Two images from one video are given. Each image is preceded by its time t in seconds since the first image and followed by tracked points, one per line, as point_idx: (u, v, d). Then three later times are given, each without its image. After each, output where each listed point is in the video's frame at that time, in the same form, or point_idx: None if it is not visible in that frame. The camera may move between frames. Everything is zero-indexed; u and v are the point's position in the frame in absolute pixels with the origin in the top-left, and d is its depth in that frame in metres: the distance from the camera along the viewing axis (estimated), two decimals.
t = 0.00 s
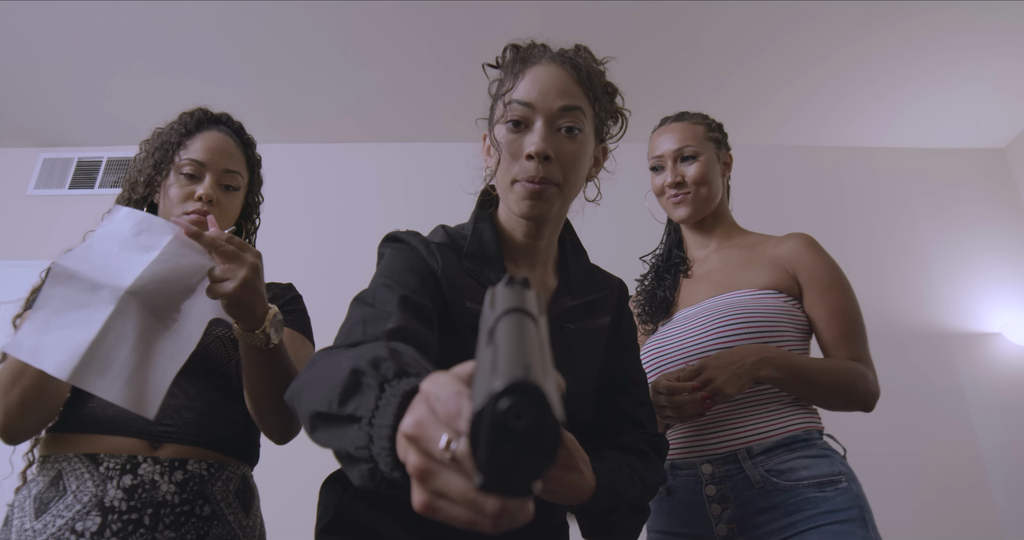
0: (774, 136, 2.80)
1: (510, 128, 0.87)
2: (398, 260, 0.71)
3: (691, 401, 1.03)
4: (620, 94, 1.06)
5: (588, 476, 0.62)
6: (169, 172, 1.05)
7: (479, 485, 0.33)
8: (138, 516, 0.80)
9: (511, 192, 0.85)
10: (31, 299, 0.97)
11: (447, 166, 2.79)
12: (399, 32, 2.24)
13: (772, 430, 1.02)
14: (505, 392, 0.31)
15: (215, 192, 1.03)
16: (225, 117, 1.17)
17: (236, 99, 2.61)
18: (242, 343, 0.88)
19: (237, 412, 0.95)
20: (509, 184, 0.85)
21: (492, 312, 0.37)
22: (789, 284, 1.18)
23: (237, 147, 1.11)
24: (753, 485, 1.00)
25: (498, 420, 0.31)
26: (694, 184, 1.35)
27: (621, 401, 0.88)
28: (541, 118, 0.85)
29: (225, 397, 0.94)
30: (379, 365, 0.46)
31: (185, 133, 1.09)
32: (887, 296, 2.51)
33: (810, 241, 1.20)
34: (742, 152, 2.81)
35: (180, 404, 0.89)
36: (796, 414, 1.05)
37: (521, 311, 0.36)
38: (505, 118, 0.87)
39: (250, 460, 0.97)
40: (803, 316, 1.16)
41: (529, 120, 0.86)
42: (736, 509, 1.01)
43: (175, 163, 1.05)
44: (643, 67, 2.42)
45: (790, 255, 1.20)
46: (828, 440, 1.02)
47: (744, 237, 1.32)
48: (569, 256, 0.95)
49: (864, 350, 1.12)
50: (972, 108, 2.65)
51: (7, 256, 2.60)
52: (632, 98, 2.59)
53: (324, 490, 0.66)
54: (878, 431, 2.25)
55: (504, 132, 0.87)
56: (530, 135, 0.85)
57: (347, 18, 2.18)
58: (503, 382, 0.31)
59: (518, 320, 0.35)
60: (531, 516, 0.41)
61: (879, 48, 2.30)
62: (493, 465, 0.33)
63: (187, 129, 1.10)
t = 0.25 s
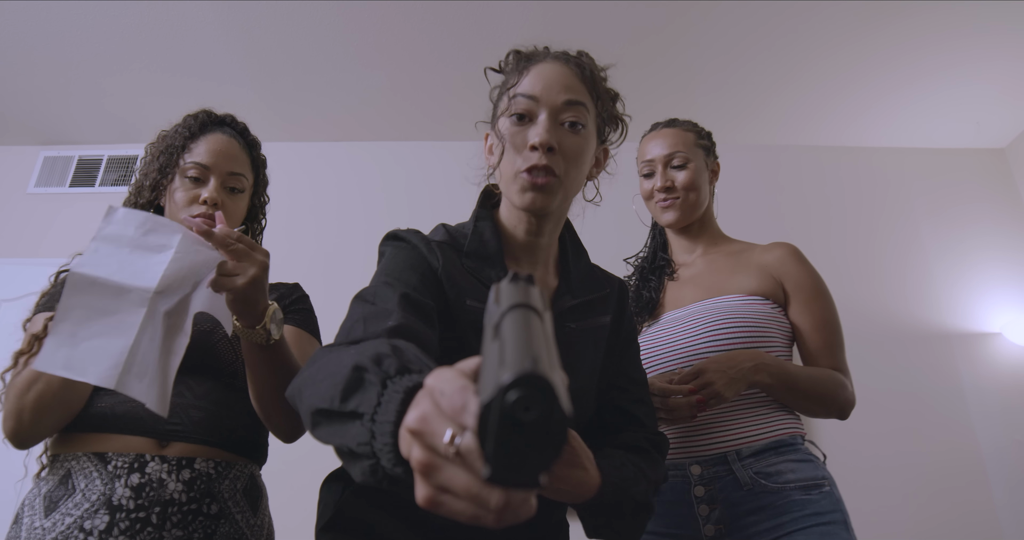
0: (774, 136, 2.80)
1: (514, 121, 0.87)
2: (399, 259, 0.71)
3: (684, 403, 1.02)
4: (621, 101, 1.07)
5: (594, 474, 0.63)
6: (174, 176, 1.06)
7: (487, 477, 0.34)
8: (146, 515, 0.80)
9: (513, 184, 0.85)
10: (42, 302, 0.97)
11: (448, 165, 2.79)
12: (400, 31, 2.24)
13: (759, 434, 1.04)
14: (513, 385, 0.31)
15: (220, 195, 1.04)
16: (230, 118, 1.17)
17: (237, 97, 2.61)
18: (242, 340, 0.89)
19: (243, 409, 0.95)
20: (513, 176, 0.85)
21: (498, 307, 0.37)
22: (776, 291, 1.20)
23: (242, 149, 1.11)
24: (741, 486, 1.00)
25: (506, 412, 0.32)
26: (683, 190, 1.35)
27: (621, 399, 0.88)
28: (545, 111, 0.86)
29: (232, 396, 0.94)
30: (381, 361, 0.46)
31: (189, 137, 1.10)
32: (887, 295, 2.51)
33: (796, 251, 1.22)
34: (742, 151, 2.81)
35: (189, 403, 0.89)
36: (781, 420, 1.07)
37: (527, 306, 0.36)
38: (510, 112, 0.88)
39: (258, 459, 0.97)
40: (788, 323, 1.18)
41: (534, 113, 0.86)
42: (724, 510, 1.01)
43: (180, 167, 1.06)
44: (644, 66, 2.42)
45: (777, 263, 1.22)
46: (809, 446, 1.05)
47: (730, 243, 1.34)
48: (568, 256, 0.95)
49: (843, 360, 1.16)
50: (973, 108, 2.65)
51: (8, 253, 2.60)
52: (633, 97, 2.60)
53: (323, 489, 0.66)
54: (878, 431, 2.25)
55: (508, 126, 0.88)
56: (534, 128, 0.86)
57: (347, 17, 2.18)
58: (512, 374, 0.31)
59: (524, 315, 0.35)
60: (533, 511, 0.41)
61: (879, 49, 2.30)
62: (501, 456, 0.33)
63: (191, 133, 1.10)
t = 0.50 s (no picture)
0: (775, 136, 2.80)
1: (527, 120, 0.88)
2: (404, 256, 0.71)
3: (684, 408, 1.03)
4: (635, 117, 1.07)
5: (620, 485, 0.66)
6: (175, 177, 1.06)
7: (468, 477, 0.34)
8: (147, 514, 0.80)
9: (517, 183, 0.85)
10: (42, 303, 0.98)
11: (449, 165, 2.79)
12: (401, 30, 2.25)
13: (746, 440, 1.04)
14: (493, 388, 0.31)
15: (221, 194, 1.04)
16: (231, 116, 1.17)
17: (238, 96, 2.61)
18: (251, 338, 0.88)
19: (244, 409, 0.95)
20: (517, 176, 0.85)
21: (488, 309, 0.37)
22: (762, 300, 1.23)
23: (243, 148, 1.11)
24: (730, 491, 1.00)
25: (486, 415, 0.32)
26: (672, 197, 1.35)
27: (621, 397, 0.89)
28: (557, 114, 0.86)
29: (234, 396, 0.95)
30: (379, 360, 0.47)
31: (190, 136, 1.10)
32: (888, 295, 2.51)
33: (780, 262, 1.26)
34: (743, 151, 2.81)
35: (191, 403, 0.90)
36: (766, 426, 1.08)
37: (516, 311, 0.36)
38: (524, 111, 0.88)
39: (260, 459, 0.97)
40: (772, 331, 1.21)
41: (547, 114, 0.87)
42: (712, 513, 1.01)
43: (181, 167, 1.06)
44: (645, 66, 2.42)
45: (762, 274, 1.25)
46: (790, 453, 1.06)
47: (717, 254, 1.35)
48: (570, 257, 0.95)
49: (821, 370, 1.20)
50: (974, 108, 2.65)
51: (9, 252, 2.61)
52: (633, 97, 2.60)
53: (322, 489, 0.66)
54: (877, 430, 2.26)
55: (521, 124, 0.88)
56: (544, 128, 0.86)
57: (348, 17, 2.19)
58: (492, 377, 0.31)
59: (512, 319, 0.35)
60: (522, 513, 0.41)
61: (879, 49, 2.30)
62: (481, 457, 0.33)
63: (192, 132, 1.11)
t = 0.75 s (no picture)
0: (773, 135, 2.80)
1: (535, 135, 0.88)
2: (408, 259, 0.71)
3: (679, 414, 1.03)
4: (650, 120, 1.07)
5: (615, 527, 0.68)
6: (166, 172, 1.06)
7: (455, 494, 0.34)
8: (136, 513, 0.81)
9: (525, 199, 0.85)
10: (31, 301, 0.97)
11: (448, 164, 2.79)
12: (400, 30, 2.25)
13: (734, 442, 1.05)
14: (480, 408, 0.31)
15: (213, 192, 1.04)
16: (223, 112, 1.17)
17: (236, 95, 2.61)
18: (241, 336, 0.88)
19: (235, 408, 0.95)
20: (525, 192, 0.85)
21: (481, 325, 0.37)
22: (749, 304, 1.23)
23: (235, 145, 1.12)
24: (719, 492, 1.01)
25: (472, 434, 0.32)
26: (663, 202, 1.36)
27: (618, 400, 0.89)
28: (565, 130, 0.86)
29: (224, 395, 0.95)
30: (376, 368, 0.47)
31: (182, 132, 1.10)
32: (887, 293, 2.52)
33: (767, 269, 1.27)
34: (742, 150, 2.81)
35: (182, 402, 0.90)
36: (752, 430, 1.09)
37: (509, 328, 0.36)
38: (532, 125, 0.88)
39: (249, 457, 0.98)
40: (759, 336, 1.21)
41: (554, 130, 0.87)
42: (702, 513, 1.01)
43: (172, 163, 1.06)
44: (644, 65, 2.43)
45: (750, 278, 1.26)
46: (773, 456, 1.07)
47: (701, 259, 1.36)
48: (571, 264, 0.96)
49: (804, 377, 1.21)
50: (973, 106, 2.66)
51: (7, 251, 2.61)
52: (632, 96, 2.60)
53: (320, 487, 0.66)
54: (875, 429, 2.26)
55: (529, 139, 0.88)
56: (552, 145, 0.86)
57: (347, 16, 2.19)
58: (479, 397, 0.31)
59: (504, 337, 0.35)
60: (513, 525, 0.42)
61: (878, 48, 2.30)
62: (469, 474, 0.33)
63: (184, 128, 1.11)
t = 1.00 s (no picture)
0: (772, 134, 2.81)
1: (533, 125, 0.90)
2: (407, 255, 0.72)
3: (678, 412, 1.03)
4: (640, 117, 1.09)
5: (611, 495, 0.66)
6: (153, 163, 1.06)
7: (448, 466, 0.35)
8: (118, 511, 0.79)
9: (529, 184, 0.85)
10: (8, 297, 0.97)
11: (447, 163, 2.80)
12: (399, 29, 2.25)
13: (732, 442, 1.06)
14: (473, 378, 0.32)
15: (199, 184, 1.04)
16: (212, 103, 1.18)
17: (234, 94, 2.61)
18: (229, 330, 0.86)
19: (221, 406, 0.94)
20: (527, 179, 0.86)
21: (475, 306, 0.38)
22: (744, 305, 1.24)
23: (223, 136, 1.12)
24: (716, 491, 1.01)
25: (465, 404, 0.33)
26: (661, 204, 1.36)
27: (614, 396, 0.90)
28: (564, 117, 0.88)
29: (209, 392, 0.94)
30: (372, 357, 0.47)
31: (169, 122, 1.10)
32: (886, 292, 2.52)
33: (761, 271, 1.28)
34: (742, 149, 2.82)
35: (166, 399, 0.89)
36: (749, 430, 1.10)
37: (503, 309, 0.37)
38: (530, 116, 0.90)
39: (231, 456, 0.97)
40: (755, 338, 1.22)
41: (553, 118, 0.89)
42: (699, 512, 1.01)
43: (158, 153, 1.06)
44: (643, 64, 2.43)
45: (745, 281, 1.27)
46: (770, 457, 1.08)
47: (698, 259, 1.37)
48: (570, 261, 0.97)
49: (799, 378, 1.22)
50: (973, 105, 2.66)
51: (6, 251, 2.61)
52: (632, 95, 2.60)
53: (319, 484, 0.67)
54: (874, 428, 2.27)
55: (528, 129, 0.90)
56: (551, 133, 0.88)
57: (348, 16, 2.19)
58: (471, 367, 0.32)
59: (498, 315, 0.36)
60: (506, 510, 0.42)
61: (878, 47, 2.31)
62: (460, 446, 0.34)
63: (171, 118, 1.11)
